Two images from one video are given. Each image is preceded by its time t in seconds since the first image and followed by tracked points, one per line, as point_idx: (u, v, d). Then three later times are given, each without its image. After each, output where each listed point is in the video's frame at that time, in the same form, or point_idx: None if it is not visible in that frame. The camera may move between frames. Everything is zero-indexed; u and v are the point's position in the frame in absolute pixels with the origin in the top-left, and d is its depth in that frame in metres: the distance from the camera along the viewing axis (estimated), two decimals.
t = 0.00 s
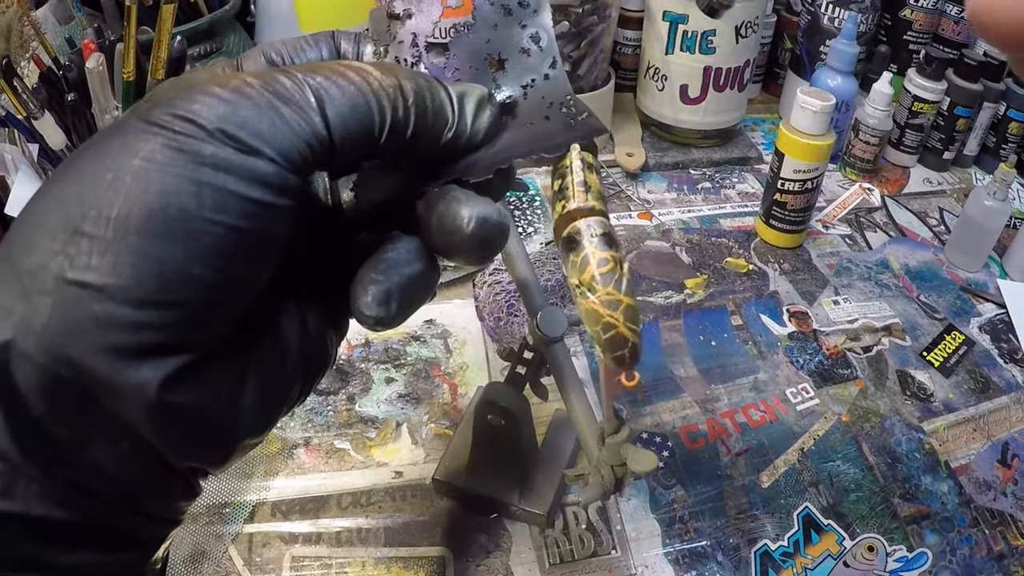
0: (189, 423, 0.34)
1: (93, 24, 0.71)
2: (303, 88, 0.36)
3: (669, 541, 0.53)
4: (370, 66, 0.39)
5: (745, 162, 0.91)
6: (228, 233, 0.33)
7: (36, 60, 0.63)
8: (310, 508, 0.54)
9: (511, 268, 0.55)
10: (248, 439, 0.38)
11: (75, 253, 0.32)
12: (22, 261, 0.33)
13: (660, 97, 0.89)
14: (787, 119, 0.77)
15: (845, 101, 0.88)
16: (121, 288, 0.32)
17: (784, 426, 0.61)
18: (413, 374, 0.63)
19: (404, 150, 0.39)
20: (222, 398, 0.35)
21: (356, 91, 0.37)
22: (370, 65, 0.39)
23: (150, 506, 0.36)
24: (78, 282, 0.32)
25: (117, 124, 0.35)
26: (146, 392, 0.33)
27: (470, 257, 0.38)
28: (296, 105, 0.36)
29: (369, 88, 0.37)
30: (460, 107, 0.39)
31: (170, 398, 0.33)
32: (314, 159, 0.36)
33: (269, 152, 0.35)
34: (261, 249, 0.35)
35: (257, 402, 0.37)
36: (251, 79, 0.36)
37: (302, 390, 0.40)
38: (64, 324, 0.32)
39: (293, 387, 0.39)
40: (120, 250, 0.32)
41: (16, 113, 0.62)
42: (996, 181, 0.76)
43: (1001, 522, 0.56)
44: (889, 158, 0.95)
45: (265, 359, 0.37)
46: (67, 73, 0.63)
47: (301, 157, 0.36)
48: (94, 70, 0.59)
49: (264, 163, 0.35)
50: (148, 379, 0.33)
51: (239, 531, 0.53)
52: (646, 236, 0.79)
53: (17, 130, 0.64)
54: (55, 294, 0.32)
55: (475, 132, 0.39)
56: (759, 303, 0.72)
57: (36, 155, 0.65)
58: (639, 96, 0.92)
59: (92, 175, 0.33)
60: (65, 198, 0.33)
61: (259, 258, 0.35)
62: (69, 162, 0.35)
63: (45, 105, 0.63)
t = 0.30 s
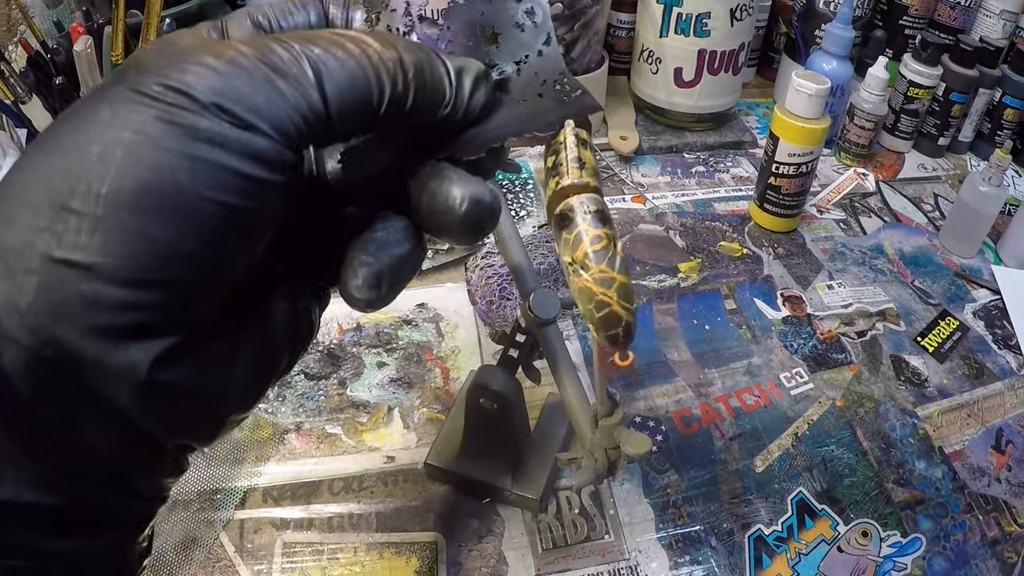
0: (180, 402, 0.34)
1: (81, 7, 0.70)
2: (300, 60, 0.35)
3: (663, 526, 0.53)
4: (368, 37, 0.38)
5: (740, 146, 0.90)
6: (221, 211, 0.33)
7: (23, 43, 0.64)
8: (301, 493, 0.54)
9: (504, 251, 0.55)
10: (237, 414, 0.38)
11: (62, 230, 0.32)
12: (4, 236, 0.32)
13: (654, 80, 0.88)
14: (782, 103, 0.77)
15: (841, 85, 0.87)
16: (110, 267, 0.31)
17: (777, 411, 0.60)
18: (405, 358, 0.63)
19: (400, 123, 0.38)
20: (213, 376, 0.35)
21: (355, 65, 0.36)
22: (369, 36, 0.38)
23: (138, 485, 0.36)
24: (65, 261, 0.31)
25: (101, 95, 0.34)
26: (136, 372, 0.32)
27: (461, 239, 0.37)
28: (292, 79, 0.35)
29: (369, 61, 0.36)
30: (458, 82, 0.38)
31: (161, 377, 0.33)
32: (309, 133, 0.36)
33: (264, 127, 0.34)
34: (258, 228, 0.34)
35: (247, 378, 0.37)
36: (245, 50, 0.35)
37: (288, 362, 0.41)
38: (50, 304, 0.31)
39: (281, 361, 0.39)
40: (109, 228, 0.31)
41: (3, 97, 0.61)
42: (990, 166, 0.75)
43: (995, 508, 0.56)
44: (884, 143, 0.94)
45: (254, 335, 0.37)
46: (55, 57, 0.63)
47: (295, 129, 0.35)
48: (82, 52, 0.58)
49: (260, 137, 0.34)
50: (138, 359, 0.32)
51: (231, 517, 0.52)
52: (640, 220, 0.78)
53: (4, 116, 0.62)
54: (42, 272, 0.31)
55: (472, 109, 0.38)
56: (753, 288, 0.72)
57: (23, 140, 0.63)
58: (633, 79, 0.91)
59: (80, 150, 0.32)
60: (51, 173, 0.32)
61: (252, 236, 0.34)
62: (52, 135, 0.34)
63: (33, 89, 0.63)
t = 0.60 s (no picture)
0: (180, 384, 0.34)
1: None
2: (309, 36, 0.35)
3: (663, 519, 0.53)
4: (379, 14, 0.37)
5: (741, 139, 0.90)
6: (221, 187, 0.32)
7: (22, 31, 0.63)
8: (301, 485, 0.54)
9: (506, 244, 0.56)
10: (235, 395, 0.38)
11: (60, 209, 0.31)
12: None
13: (656, 72, 0.88)
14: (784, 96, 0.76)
15: (843, 79, 0.87)
16: (113, 249, 0.31)
17: (778, 405, 0.60)
18: (405, 349, 0.62)
19: (406, 101, 0.38)
20: (213, 358, 0.35)
21: (365, 43, 0.36)
22: (379, 13, 0.37)
23: (137, 468, 0.36)
24: (64, 242, 0.31)
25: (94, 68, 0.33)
26: (136, 355, 0.32)
27: (460, 227, 0.37)
28: (300, 56, 0.34)
29: (379, 39, 0.36)
30: (466, 64, 0.39)
31: (161, 360, 0.33)
32: (315, 112, 0.35)
33: (272, 106, 0.34)
34: (258, 203, 0.34)
35: (246, 359, 0.37)
36: (251, 23, 0.34)
37: (286, 343, 0.41)
38: (48, 287, 0.30)
39: (280, 342, 0.39)
40: (109, 209, 0.31)
41: (3, 86, 0.61)
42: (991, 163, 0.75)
43: (994, 504, 0.56)
44: (885, 138, 0.94)
45: (254, 316, 0.37)
46: (55, 46, 0.64)
47: (301, 108, 0.35)
48: (82, 42, 0.61)
49: (267, 117, 0.34)
50: (138, 342, 0.32)
51: (230, 508, 0.52)
52: (641, 213, 0.78)
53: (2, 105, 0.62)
54: (40, 252, 0.30)
55: (478, 93, 0.39)
56: (754, 281, 0.72)
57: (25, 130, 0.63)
58: (635, 72, 0.91)
59: (78, 124, 0.31)
60: (46, 148, 0.31)
61: (253, 216, 0.34)
62: (43, 109, 0.32)
63: (32, 79, 0.63)
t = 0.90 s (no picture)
0: (188, 383, 0.34)
1: None
2: (317, 33, 0.35)
3: (667, 519, 0.52)
4: (385, 10, 0.37)
5: (744, 138, 0.90)
6: (229, 184, 0.32)
7: (25, 30, 0.63)
8: (304, 484, 0.53)
9: (510, 243, 0.56)
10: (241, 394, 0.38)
11: (66, 207, 0.30)
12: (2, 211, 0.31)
13: (659, 71, 0.88)
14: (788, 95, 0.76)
15: (846, 78, 0.86)
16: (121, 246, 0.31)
17: (781, 405, 0.60)
18: (408, 349, 0.62)
19: (415, 99, 0.38)
20: (220, 357, 0.35)
21: (374, 40, 0.36)
22: (388, 10, 0.37)
23: (142, 467, 0.36)
24: (70, 240, 0.30)
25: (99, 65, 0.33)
26: (144, 354, 0.32)
27: (468, 225, 0.37)
28: (309, 53, 0.34)
29: (387, 34, 0.36)
30: (475, 61, 0.39)
31: (169, 359, 0.33)
32: (325, 108, 0.35)
33: (280, 102, 0.34)
34: (267, 201, 0.34)
35: (253, 357, 0.37)
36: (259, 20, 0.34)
37: (293, 342, 0.40)
38: (55, 285, 0.30)
39: (287, 341, 0.39)
40: (116, 206, 0.30)
41: (5, 84, 0.62)
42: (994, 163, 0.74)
43: (998, 504, 0.55)
44: (888, 138, 0.94)
45: (262, 315, 0.37)
46: (56, 44, 0.63)
47: (310, 105, 0.34)
48: (84, 40, 0.61)
49: (275, 114, 0.34)
50: (145, 341, 0.32)
51: (233, 508, 0.52)
52: (645, 212, 0.78)
53: (4, 104, 0.62)
54: (45, 249, 0.30)
55: (486, 89, 0.39)
56: (758, 281, 0.71)
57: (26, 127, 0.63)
58: (639, 71, 0.91)
59: (84, 122, 0.31)
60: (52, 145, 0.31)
61: (262, 213, 0.34)
62: (48, 106, 0.32)
63: (34, 76, 0.63)
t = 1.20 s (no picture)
0: (187, 384, 0.34)
1: None
2: (317, 30, 0.35)
3: (668, 520, 0.52)
4: (385, 8, 0.37)
5: (744, 138, 0.90)
6: (228, 184, 0.32)
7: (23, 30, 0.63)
8: (304, 486, 0.53)
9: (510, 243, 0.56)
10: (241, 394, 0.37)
11: (65, 205, 0.30)
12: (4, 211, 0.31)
13: (659, 71, 0.88)
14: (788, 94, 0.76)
15: (846, 77, 0.86)
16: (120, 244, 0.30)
17: (782, 405, 0.60)
18: (408, 349, 0.62)
19: (414, 98, 0.38)
20: (221, 357, 0.35)
21: (374, 38, 0.36)
22: (388, 8, 0.37)
23: (146, 464, 0.36)
24: (70, 240, 0.30)
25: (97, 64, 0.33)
26: (144, 353, 0.31)
27: (467, 225, 0.37)
28: (309, 51, 0.34)
29: (387, 32, 0.36)
30: (475, 60, 0.39)
31: (168, 358, 0.32)
32: (324, 107, 0.35)
33: (280, 100, 0.33)
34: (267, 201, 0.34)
35: (253, 357, 0.36)
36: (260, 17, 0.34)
37: (292, 341, 0.40)
38: (57, 283, 0.30)
39: (287, 340, 0.39)
40: (114, 205, 0.30)
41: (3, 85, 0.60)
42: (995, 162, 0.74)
43: (998, 504, 0.55)
44: (888, 137, 0.94)
45: (262, 314, 0.37)
46: (54, 44, 0.64)
47: (309, 103, 0.34)
48: (83, 40, 0.61)
49: (275, 112, 0.33)
50: (144, 339, 0.32)
51: (232, 509, 0.52)
52: (645, 212, 0.78)
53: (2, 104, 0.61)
54: (47, 248, 0.30)
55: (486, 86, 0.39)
56: (758, 281, 0.71)
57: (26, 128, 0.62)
58: (639, 70, 0.91)
59: (83, 121, 0.31)
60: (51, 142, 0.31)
61: (262, 212, 0.34)
62: (48, 105, 0.32)
63: (32, 77, 0.62)
